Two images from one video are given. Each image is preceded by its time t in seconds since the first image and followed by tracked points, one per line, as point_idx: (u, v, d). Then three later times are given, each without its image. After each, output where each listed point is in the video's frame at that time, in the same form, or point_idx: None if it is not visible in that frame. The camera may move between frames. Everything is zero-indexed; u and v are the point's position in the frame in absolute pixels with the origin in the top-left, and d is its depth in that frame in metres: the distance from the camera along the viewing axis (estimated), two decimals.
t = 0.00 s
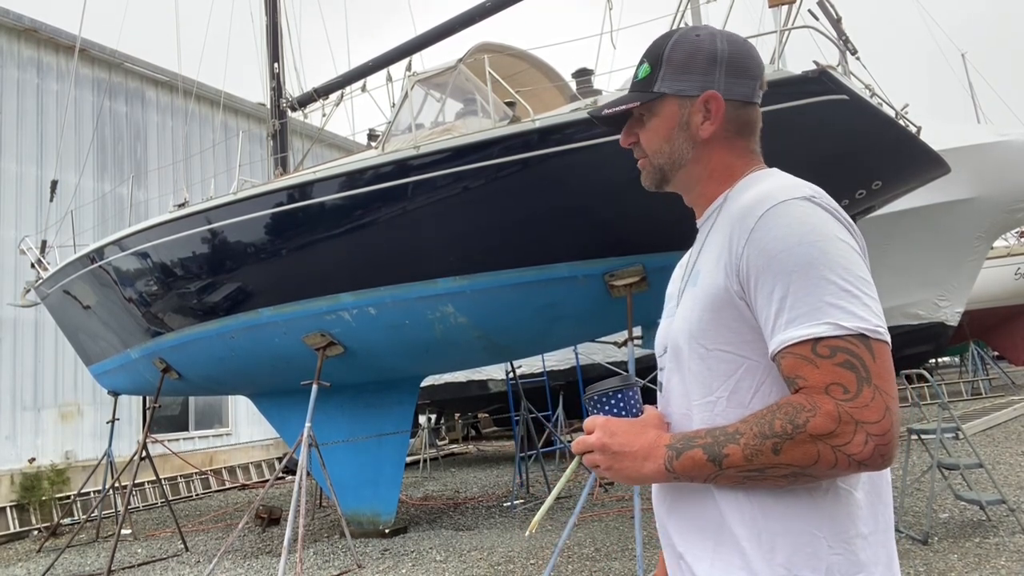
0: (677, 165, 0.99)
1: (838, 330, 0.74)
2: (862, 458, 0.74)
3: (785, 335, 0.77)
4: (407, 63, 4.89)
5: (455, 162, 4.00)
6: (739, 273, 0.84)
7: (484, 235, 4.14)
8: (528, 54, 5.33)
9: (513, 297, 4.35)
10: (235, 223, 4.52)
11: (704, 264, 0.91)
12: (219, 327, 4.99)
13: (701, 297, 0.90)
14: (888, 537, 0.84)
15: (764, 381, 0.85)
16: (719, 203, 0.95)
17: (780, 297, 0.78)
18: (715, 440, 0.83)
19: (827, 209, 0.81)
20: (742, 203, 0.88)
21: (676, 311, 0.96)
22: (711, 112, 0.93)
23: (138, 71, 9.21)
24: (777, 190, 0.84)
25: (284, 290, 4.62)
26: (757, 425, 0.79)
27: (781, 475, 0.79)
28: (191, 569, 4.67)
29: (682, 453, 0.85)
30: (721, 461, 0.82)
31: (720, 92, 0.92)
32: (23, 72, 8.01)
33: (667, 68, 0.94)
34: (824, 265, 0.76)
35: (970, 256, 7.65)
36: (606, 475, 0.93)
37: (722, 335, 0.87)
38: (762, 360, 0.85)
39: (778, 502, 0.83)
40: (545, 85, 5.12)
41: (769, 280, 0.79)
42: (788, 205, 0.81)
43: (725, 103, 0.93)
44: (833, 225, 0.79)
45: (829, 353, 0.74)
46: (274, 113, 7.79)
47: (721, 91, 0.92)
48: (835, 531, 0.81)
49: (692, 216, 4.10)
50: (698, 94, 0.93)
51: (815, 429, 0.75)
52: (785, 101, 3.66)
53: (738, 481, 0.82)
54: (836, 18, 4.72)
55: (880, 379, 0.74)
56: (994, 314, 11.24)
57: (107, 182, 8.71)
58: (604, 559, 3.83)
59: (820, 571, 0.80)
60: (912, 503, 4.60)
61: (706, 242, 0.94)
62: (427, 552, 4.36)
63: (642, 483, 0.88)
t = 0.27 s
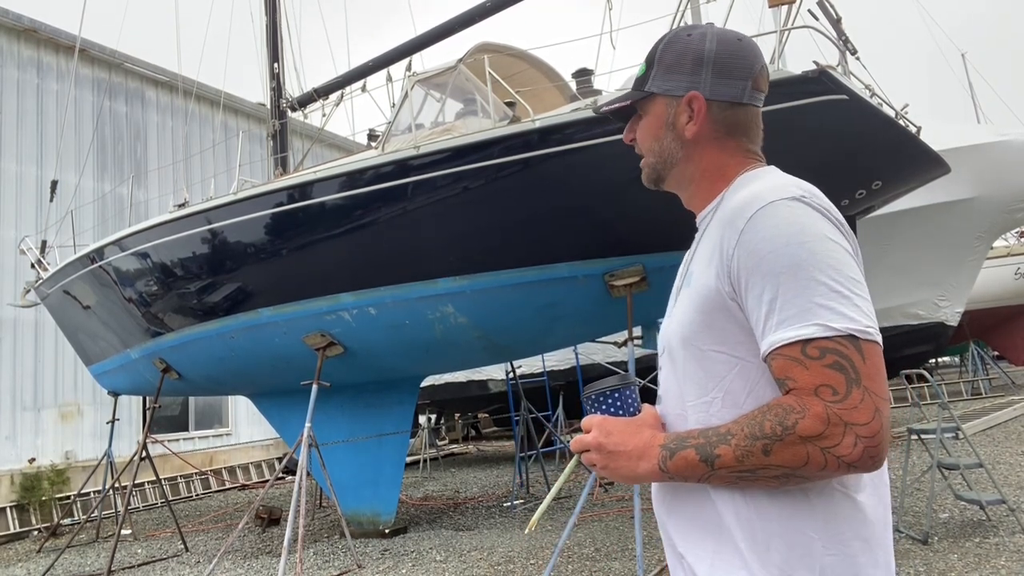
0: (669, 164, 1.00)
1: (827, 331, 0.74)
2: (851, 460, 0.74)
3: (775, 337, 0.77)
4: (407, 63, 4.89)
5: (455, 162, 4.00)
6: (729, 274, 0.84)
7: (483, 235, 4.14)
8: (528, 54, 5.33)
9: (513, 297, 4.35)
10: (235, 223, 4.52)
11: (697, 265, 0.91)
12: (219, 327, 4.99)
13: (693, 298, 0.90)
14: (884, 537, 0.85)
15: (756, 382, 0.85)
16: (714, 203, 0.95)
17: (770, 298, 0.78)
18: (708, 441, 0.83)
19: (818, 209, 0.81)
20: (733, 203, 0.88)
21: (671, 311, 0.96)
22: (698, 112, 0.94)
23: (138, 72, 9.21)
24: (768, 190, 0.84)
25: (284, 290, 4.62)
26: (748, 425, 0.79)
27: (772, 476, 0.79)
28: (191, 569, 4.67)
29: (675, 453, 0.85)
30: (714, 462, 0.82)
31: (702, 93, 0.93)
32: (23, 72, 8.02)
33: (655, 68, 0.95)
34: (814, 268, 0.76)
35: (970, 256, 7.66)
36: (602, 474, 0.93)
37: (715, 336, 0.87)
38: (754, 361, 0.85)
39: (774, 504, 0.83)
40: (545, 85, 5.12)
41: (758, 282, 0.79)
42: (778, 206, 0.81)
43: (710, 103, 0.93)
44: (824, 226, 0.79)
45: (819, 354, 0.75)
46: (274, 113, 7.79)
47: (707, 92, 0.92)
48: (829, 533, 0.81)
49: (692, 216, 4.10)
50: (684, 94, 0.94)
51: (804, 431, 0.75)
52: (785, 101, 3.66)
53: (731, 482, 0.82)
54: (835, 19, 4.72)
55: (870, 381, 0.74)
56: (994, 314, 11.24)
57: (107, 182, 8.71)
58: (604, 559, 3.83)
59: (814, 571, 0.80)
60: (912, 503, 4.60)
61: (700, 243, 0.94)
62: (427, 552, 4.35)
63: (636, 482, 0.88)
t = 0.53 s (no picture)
0: (675, 161, 1.00)
1: (816, 334, 0.74)
2: (836, 464, 0.74)
3: (765, 338, 0.77)
4: (407, 63, 4.89)
5: (455, 162, 4.00)
6: (724, 273, 0.84)
7: (484, 235, 4.14)
8: (528, 54, 5.33)
9: (513, 297, 4.35)
10: (235, 223, 4.52)
11: (694, 262, 0.92)
12: (219, 327, 4.98)
13: (690, 296, 0.90)
14: (877, 539, 0.84)
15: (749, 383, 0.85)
16: (715, 201, 0.95)
17: (761, 299, 0.78)
18: (696, 440, 0.83)
19: (814, 210, 0.80)
20: (730, 202, 0.87)
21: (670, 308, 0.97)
22: (701, 109, 0.94)
23: (138, 71, 9.21)
24: (764, 190, 0.84)
25: (284, 290, 4.62)
26: (735, 426, 0.79)
27: (758, 477, 0.79)
28: (191, 569, 4.67)
29: (664, 451, 0.84)
30: (700, 462, 0.81)
31: (704, 89, 0.93)
32: (23, 72, 8.01)
33: (660, 66, 0.96)
34: (806, 270, 0.76)
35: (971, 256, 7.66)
36: (595, 469, 0.93)
37: (710, 334, 0.87)
38: (747, 361, 0.85)
39: (767, 504, 0.83)
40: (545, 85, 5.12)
41: (751, 283, 0.79)
42: (773, 207, 0.80)
43: (713, 100, 0.93)
44: (818, 227, 0.78)
45: (807, 357, 0.74)
46: (274, 113, 7.79)
47: (710, 89, 0.92)
48: (819, 534, 0.81)
49: (692, 216, 4.10)
50: (687, 91, 0.94)
51: (788, 433, 0.75)
52: (785, 101, 3.66)
53: (718, 482, 0.82)
54: (836, 18, 4.72)
55: (857, 385, 0.74)
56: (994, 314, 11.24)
57: (107, 182, 8.71)
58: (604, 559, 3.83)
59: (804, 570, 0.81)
60: (912, 503, 4.61)
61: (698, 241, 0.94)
62: (427, 552, 4.36)
63: (625, 479, 0.88)
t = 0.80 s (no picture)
0: (685, 160, 0.99)
1: (826, 343, 0.74)
2: (841, 474, 0.74)
3: (775, 344, 0.77)
4: (407, 63, 4.89)
5: (455, 162, 4.00)
6: (734, 276, 0.83)
7: (484, 235, 4.14)
8: (528, 54, 5.33)
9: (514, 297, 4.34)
10: (235, 223, 4.52)
11: (703, 262, 0.91)
12: (219, 327, 4.98)
13: (697, 296, 0.90)
14: (878, 541, 0.85)
15: (755, 385, 0.85)
16: (725, 200, 0.95)
17: (772, 305, 0.77)
18: (702, 443, 0.83)
19: (828, 216, 0.79)
20: (741, 205, 0.87)
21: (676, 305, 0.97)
22: (710, 107, 0.94)
23: (138, 72, 9.21)
24: (776, 194, 0.83)
25: (284, 290, 4.62)
26: (742, 431, 0.79)
27: (763, 482, 0.79)
28: (191, 569, 4.67)
29: (669, 453, 0.84)
30: (705, 465, 0.81)
31: (713, 87, 0.92)
32: (23, 73, 8.02)
33: (667, 64, 0.95)
34: (818, 277, 0.75)
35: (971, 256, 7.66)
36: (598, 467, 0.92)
37: (717, 335, 0.87)
38: (755, 364, 0.85)
39: (771, 505, 0.83)
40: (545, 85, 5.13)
41: (762, 288, 0.78)
42: (787, 213, 0.80)
43: (723, 97, 0.92)
44: (831, 234, 0.78)
45: (816, 365, 0.74)
46: (274, 113, 7.79)
47: (720, 86, 0.92)
48: (821, 535, 0.81)
49: (692, 216, 4.10)
50: (696, 89, 0.93)
51: (795, 441, 0.75)
52: (785, 101, 3.66)
53: (723, 484, 0.82)
54: (836, 18, 4.72)
55: (866, 395, 0.74)
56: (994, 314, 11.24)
57: (107, 182, 8.71)
58: (604, 560, 3.83)
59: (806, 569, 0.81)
60: (912, 503, 4.61)
61: (707, 240, 0.94)
62: (427, 552, 4.35)
63: (629, 479, 0.88)
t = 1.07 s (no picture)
0: (721, 155, 0.96)
1: (867, 352, 0.75)
2: (881, 482, 0.75)
3: (813, 352, 0.77)
4: (407, 63, 4.89)
5: (455, 162, 4.00)
6: (764, 282, 0.84)
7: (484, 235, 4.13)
8: (528, 54, 5.33)
9: (514, 297, 4.34)
10: (234, 223, 4.52)
11: (724, 263, 0.91)
12: (219, 327, 4.98)
13: (719, 299, 0.90)
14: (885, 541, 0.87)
15: (777, 389, 0.86)
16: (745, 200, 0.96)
17: (808, 312, 0.78)
18: (730, 450, 0.82)
19: (862, 224, 0.80)
20: (769, 209, 0.87)
21: (688, 308, 0.97)
22: (756, 97, 0.93)
23: (138, 71, 9.20)
24: (809, 199, 0.84)
25: (285, 290, 4.62)
26: (776, 439, 0.79)
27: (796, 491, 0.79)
28: (191, 569, 4.67)
29: (695, 461, 0.83)
30: (736, 473, 0.81)
31: (760, 77, 0.93)
32: (23, 72, 8.01)
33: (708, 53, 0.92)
34: (857, 285, 0.76)
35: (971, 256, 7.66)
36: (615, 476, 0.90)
37: (742, 340, 0.87)
38: (779, 368, 0.86)
39: (787, 512, 0.84)
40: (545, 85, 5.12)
41: (798, 294, 0.79)
42: (823, 219, 0.80)
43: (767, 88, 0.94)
44: (867, 242, 0.79)
45: (856, 373, 0.75)
46: (274, 113, 7.79)
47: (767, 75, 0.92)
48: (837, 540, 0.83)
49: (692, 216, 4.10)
50: (744, 79, 0.92)
51: (836, 450, 0.75)
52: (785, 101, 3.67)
53: (750, 492, 0.82)
54: (836, 18, 4.72)
55: (905, 404, 0.75)
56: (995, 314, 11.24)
57: (107, 182, 8.71)
58: (604, 559, 3.83)
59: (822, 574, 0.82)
60: (912, 503, 4.60)
61: (725, 243, 0.94)
62: (427, 552, 4.35)
63: (650, 486, 0.87)
